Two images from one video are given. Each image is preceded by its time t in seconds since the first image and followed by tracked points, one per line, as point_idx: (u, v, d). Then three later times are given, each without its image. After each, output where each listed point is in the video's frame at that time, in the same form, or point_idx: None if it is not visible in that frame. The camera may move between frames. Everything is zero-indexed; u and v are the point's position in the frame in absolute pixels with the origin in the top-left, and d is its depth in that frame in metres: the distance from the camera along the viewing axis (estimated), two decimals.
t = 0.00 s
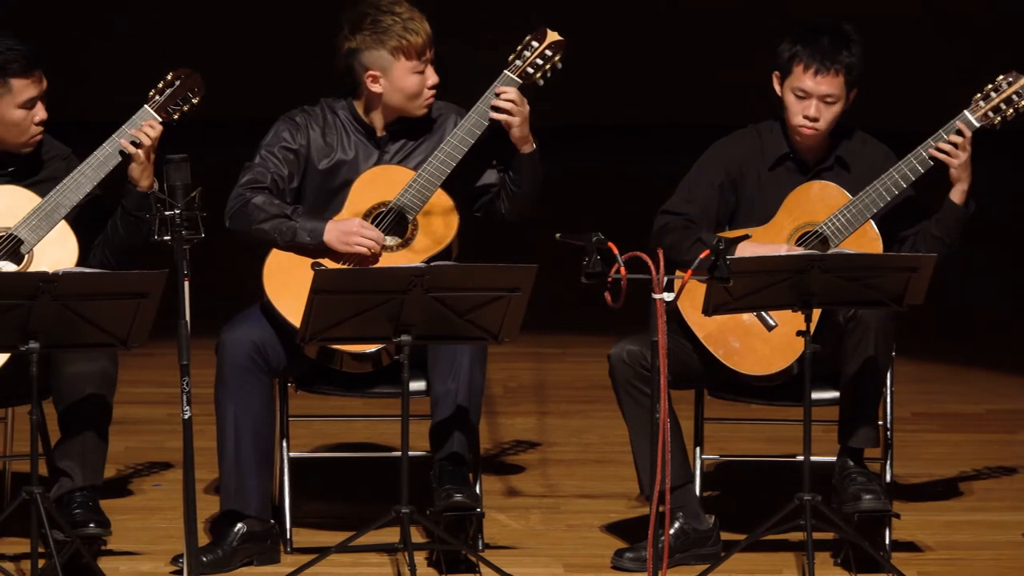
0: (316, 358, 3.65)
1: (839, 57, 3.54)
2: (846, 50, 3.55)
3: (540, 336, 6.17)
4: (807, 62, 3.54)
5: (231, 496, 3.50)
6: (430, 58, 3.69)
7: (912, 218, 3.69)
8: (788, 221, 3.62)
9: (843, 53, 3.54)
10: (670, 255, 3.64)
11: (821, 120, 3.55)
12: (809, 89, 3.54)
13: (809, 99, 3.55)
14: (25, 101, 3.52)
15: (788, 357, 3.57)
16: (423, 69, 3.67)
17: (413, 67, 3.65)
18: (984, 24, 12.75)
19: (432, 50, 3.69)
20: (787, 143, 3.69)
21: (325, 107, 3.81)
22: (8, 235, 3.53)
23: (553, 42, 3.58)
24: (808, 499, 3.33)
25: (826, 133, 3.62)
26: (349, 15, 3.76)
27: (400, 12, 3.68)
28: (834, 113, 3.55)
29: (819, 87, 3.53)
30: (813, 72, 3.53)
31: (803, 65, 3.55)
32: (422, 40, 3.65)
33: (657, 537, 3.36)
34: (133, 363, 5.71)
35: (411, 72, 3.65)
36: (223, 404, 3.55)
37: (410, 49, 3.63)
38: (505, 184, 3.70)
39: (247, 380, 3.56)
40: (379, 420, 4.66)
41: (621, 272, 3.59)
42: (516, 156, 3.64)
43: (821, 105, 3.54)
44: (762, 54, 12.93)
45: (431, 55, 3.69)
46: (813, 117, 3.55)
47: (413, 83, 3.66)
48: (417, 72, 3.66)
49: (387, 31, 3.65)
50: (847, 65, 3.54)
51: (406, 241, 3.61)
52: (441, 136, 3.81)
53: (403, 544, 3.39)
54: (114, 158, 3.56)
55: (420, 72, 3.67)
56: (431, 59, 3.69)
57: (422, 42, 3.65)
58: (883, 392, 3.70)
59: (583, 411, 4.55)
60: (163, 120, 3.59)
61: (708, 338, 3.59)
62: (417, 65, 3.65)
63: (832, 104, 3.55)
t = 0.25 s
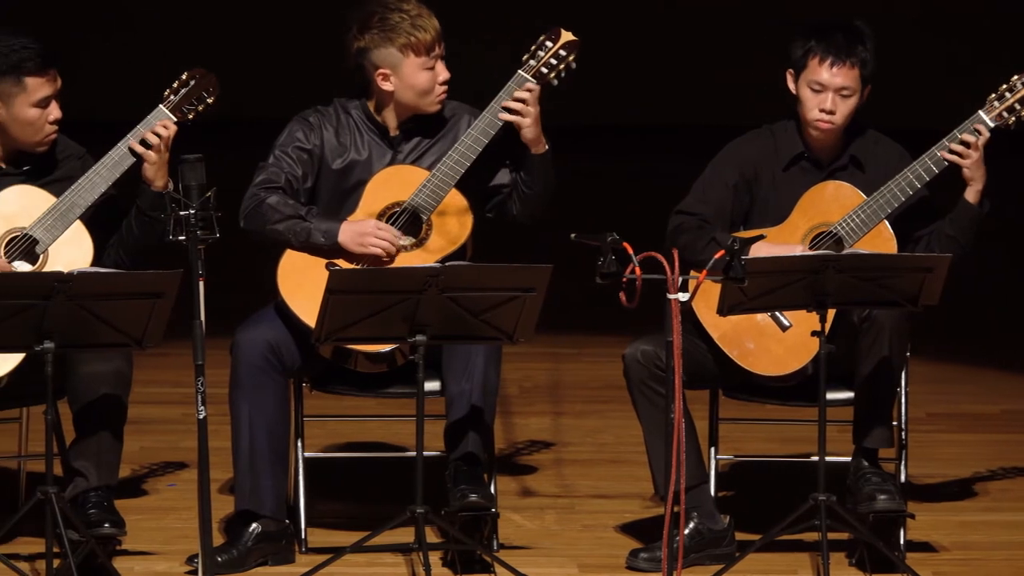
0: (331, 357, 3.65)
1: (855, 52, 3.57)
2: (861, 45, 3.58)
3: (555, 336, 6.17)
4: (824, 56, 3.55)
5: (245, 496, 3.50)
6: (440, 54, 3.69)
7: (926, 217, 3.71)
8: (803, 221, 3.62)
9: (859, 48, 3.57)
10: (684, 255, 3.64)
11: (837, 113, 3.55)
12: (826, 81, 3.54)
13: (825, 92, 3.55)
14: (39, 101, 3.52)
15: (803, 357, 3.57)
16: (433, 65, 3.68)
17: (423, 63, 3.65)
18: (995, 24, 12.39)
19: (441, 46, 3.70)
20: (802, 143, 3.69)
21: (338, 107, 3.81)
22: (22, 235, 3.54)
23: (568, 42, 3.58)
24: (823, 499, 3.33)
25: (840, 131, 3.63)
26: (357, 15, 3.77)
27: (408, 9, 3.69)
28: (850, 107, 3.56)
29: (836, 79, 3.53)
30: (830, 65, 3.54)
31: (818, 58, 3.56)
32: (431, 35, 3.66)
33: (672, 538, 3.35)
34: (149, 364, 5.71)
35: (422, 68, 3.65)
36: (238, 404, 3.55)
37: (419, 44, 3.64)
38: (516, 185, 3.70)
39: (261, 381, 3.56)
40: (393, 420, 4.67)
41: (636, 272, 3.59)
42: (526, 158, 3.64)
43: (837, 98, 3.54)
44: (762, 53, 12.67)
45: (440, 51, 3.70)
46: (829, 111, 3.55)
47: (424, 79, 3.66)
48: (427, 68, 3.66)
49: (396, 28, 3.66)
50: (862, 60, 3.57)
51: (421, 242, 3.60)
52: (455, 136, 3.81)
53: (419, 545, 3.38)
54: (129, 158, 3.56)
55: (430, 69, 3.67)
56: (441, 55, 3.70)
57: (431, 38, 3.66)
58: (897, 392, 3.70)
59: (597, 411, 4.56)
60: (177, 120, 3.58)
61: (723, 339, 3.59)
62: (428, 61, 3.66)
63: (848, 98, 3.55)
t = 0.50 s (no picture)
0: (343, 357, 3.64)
1: (860, 45, 3.57)
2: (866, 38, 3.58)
3: (566, 336, 6.16)
4: (829, 49, 3.56)
5: (257, 496, 3.50)
6: (450, 54, 3.69)
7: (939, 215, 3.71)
8: (815, 221, 3.62)
9: (865, 41, 3.57)
10: (697, 255, 3.64)
11: (847, 106, 3.55)
12: (834, 74, 3.54)
13: (834, 85, 3.55)
14: (52, 100, 3.52)
15: (815, 357, 3.56)
16: (443, 65, 3.67)
17: (433, 64, 3.65)
18: (996, 24, 11.96)
19: (451, 47, 3.69)
20: (814, 143, 3.69)
21: (350, 107, 3.81)
22: (36, 235, 3.54)
23: (581, 42, 3.58)
24: (835, 499, 3.32)
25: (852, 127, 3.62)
26: (367, 15, 3.78)
27: (417, 10, 3.69)
28: (859, 99, 3.55)
29: (842, 71, 3.54)
30: (836, 57, 3.55)
31: (824, 52, 3.57)
32: (441, 35, 3.65)
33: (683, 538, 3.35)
34: (162, 365, 5.74)
35: (432, 68, 3.65)
36: (249, 404, 3.55)
37: (429, 44, 3.63)
38: (531, 181, 3.71)
39: (273, 381, 3.56)
40: (405, 421, 4.68)
41: (648, 272, 3.56)
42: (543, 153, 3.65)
43: (846, 90, 3.55)
44: (763, 53, 12.30)
45: (450, 50, 3.69)
46: (839, 104, 3.55)
47: (434, 79, 3.66)
48: (437, 68, 3.66)
49: (405, 29, 3.66)
50: (868, 52, 3.57)
51: (433, 241, 3.60)
52: (466, 135, 3.81)
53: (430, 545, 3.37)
54: (141, 158, 3.55)
55: (440, 69, 3.66)
56: (451, 54, 3.70)
57: (441, 38, 3.65)
58: (910, 392, 3.70)
59: (610, 411, 4.58)
60: (190, 120, 3.59)
61: (735, 339, 3.59)
62: (438, 61, 3.66)
63: (857, 89, 3.55)
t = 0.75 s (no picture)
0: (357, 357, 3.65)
1: (867, 41, 3.58)
2: (871, 35, 3.60)
3: (576, 336, 6.15)
4: (836, 46, 3.57)
5: (270, 496, 3.50)
6: (463, 55, 3.69)
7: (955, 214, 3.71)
8: (828, 221, 3.62)
9: (871, 38, 3.59)
10: (710, 255, 3.64)
11: (858, 101, 3.55)
12: (842, 70, 3.55)
13: (843, 82, 3.55)
14: (65, 100, 3.52)
15: (827, 357, 3.57)
16: (456, 66, 3.67)
17: (445, 65, 3.65)
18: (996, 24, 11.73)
19: (465, 48, 3.69)
20: (827, 142, 3.69)
21: (363, 107, 3.82)
22: (49, 235, 3.54)
23: (593, 42, 3.58)
24: (848, 499, 3.32)
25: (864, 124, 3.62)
26: (381, 15, 3.78)
27: (431, 11, 3.69)
28: (869, 93, 3.55)
29: (850, 67, 3.54)
30: (843, 54, 3.56)
31: (832, 49, 3.57)
32: (455, 36, 3.65)
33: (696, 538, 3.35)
34: (174, 365, 5.74)
35: (445, 70, 3.65)
36: (263, 404, 3.55)
37: (443, 46, 3.63)
38: (542, 182, 3.72)
39: (286, 381, 3.56)
40: (418, 421, 4.68)
41: (661, 272, 3.56)
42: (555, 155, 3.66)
43: (855, 85, 3.54)
44: (764, 53, 12.02)
45: (465, 52, 3.69)
46: (850, 99, 3.55)
47: (446, 81, 3.66)
48: (450, 70, 3.66)
49: (418, 30, 3.66)
50: (875, 48, 3.58)
51: (445, 241, 3.60)
52: (479, 135, 3.81)
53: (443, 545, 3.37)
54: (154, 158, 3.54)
55: (453, 70, 3.66)
56: (465, 56, 3.69)
57: (454, 40, 3.65)
58: (922, 392, 3.70)
59: (622, 412, 4.59)
60: (203, 120, 3.57)
61: (748, 339, 3.59)
62: (451, 63, 3.65)
63: (866, 84, 3.55)
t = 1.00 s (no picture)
0: (368, 357, 3.65)
1: (878, 39, 3.58)
2: (883, 34, 3.60)
3: (586, 335, 6.16)
4: (846, 45, 3.58)
5: (282, 496, 3.50)
6: (476, 60, 3.68)
7: (966, 215, 3.70)
8: (839, 221, 3.61)
9: (882, 36, 3.59)
10: (721, 255, 3.64)
11: (869, 99, 3.55)
12: (853, 69, 3.55)
13: (854, 80, 3.55)
14: (77, 100, 3.52)
15: (840, 357, 3.56)
16: (468, 72, 3.66)
17: (457, 70, 3.64)
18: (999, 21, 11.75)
19: (478, 53, 3.68)
20: (839, 143, 3.69)
21: (375, 107, 3.82)
22: (61, 235, 3.53)
23: (604, 42, 3.58)
24: (860, 499, 3.32)
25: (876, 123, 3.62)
26: (395, 17, 3.77)
27: (446, 16, 3.68)
28: (880, 91, 3.55)
29: (861, 65, 3.54)
30: (853, 52, 3.56)
31: (842, 48, 3.58)
32: (468, 42, 3.64)
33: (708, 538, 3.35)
34: (186, 365, 5.76)
35: (456, 75, 3.65)
36: (275, 404, 3.55)
37: (455, 51, 3.62)
38: (552, 185, 3.71)
39: (298, 381, 3.56)
40: (430, 421, 4.68)
41: (673, 272, 3.53)
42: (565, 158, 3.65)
43: (866, 83, 3.54)
44: (767, 53, 12.00)
45: (477, 57, 3.68)
46: (861, 97, 3.54)
47: (456, 86, 3.65)
48: (461, 75, 3.65)
49: (431, 34, 3.65)
50: (885, 47, 3.58)
51: (458, 241, 3.60)
52: (491, 135, 3.81)
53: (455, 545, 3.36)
54: (166, 158, 3.54)
55: (465, 76, 3.66)
56: (477, 61, 3.69)
57: (467, 46, 3.64)
58: (934, 393, 3.70)
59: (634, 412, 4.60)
60: (215, 120, 3.56)
61: (760, 339, 3.59)
62: (463, 69, 3.65)
63: (877, 82, 3.55)
